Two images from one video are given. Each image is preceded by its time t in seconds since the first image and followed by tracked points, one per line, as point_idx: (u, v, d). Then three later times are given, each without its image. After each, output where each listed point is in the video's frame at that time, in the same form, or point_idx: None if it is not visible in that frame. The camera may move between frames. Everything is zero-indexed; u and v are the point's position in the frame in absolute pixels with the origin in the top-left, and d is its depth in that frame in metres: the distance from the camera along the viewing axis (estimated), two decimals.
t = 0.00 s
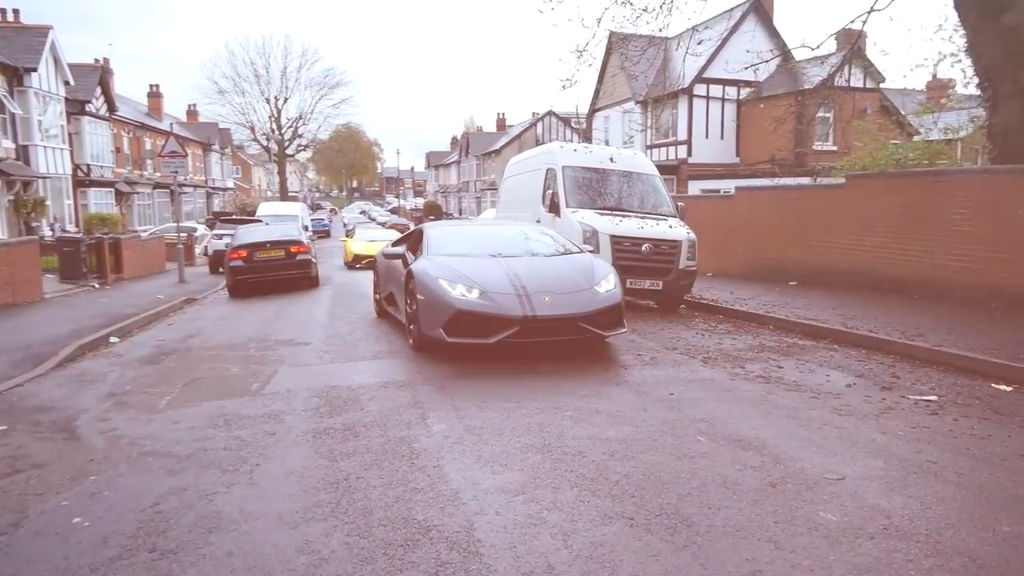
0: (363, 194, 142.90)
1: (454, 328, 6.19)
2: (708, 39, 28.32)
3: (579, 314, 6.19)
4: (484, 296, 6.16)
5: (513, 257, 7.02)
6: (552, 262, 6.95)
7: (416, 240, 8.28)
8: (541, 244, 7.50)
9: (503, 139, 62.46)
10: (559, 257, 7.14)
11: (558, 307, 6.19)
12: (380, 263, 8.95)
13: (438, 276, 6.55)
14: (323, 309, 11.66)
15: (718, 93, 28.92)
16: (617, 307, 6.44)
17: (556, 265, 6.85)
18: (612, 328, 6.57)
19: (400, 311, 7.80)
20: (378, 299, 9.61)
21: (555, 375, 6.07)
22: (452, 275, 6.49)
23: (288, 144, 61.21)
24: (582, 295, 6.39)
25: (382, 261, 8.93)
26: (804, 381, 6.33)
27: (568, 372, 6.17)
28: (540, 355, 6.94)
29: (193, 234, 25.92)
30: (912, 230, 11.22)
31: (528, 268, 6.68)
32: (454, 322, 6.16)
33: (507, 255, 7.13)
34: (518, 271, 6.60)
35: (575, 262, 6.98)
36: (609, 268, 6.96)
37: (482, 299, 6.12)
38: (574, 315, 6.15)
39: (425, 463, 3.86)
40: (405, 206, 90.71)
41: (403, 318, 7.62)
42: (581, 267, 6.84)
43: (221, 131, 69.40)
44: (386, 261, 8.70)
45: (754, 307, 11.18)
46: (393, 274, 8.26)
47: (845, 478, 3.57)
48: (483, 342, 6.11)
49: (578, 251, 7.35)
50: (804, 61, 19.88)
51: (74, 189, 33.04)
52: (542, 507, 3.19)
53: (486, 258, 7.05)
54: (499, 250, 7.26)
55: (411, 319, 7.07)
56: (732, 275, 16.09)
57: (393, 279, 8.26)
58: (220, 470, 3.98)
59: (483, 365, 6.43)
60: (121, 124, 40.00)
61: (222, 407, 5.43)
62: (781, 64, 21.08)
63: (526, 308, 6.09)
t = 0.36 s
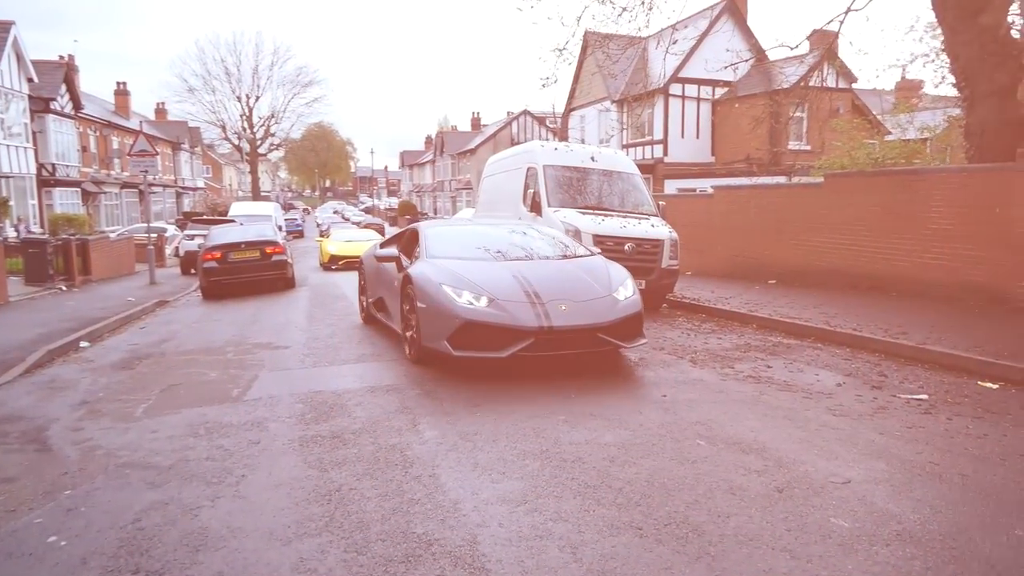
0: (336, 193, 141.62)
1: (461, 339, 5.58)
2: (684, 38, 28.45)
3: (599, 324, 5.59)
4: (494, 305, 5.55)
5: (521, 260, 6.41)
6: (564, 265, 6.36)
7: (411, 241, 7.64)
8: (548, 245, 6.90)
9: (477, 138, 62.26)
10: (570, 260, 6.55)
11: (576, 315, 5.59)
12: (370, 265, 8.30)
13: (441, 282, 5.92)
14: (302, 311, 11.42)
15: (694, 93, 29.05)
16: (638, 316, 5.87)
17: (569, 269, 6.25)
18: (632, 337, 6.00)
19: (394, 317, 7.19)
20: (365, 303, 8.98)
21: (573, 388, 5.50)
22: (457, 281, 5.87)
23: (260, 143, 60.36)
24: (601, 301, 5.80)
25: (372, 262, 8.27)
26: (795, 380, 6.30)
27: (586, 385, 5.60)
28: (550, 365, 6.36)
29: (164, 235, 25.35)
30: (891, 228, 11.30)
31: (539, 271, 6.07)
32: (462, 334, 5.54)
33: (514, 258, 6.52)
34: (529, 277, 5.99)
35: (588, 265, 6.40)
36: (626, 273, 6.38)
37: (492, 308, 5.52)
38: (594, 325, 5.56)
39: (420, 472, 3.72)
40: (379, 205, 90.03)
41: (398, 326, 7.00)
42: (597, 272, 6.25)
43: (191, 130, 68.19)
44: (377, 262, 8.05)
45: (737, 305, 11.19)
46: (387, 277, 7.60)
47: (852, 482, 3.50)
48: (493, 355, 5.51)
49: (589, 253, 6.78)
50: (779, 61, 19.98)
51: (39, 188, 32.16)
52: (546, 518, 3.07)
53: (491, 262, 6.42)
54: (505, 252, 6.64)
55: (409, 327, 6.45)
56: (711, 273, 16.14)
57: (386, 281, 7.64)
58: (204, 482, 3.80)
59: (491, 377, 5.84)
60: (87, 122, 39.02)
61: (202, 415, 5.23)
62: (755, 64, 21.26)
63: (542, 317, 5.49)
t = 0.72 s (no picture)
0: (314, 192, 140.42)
1: (474, 349, 5.10)
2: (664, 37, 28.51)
3: (625, 333, 5.14)
4: (510, 312, 5.08)
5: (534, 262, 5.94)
6: (581, 268, 5.90)
7: (410, 240, 7.13)
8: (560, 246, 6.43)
9: (457, 136, 62.00)
10: (585, 263, 6.08)
11: (599, 324, 5.13)
12: (364, 264, 7.76)
13: (450, 286, 5.44)
14: (284, 311, 11.22)
15: (674, 91, 29.15)
16: (663, 325, 5.43)
17: (587, 272, 5.80)
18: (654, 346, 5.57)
19: (391, 323, 6.69)
20: (355, 305, 8.46)
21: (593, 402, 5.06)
22: (469, 285, 5.40)
23: (237, 140, 59.60)
24: (623, 308, 5.36)
25: (366, 261, 7.74)
26: (786, 379, 6.26)
27: (606, 398, 5.16)
28: (560, 375, 5.91)
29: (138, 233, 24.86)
30: (874, 226, 11.36)
31: (555, 275, 5.61)
32: (475, 343, 5.07)
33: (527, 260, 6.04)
34: (546, 281, 5.51)
35: (605, 268, 5.95)
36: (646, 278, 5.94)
37: (509, 316, 5.05)
38: (618, 334, 5.12)
39: (415, 479, 3.61)
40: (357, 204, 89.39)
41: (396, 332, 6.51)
42: (616, 276, 5.80)
43: (165, 128, 67.12)
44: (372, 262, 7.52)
45: (723, 303, 11.17)
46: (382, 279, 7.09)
47: (857, 484, 3.44)
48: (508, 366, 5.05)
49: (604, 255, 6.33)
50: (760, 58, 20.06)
51: (8, 187, 31.40)
52: (550, 525, 2.97)
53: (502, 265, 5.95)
54: (516, 254, 6.16)
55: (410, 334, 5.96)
56: (693, 271, 16.16)
57: (380, 283, 7.10)
58: (189, 491, 3.64)
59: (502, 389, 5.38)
60: (58, 120, 38.22)
61: (185, 420, 5.06)
62: (734, 63, 21.34)
63: (563, 327, 5.03)
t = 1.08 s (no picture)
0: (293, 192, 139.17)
1: (494, 370, 4.53)
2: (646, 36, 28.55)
3: (662, 350, 4.58)
4: (535, 327, 4.51)
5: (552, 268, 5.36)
6: (606, 274, 5.33)
7: (412, 242, 6.53)
8: (575, 247, 5.89)
9: (438, 135, 61.74)
10: (608, 269, 5.52)
11: (635, 340, 4.56)
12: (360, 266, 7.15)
13: (465, 297, 4.85)
14: (265, 312, 11.00)
15: (656, 91, 29.20)
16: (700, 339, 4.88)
17: (614, 279, 5.23)
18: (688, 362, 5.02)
19: (392, 332, 6.09)
20: (347, 309, 7.81)
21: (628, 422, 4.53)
22: (486, 296, 4.81)
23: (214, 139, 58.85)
24: (658, 321, 4.79)
25: (363, 264, 7.11)
26: (779, 379, 6.19)
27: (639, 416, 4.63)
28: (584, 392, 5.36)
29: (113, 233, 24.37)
30: (859, 224, 11.38)
31: (580, 283, 5.03)
32: (496, 364, 4.50)
33: (530, 261, 5.54)
34: (572, 291, 4.93)
35: (633, 274, 5.38)
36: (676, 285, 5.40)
37: (535, 332, 4.48)
38: (655, 351, 4.56)
39: (409, 487, 3.48)
40: (337, 203, 88.72)
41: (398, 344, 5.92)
42: (646, 284, 5.23)
43: (140, 127, 66.10)
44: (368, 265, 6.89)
45: (709, 302, 11.14)
46: (376, 283, 6.53)
47: (864, 488, 3.36)
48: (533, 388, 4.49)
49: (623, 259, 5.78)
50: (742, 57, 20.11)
51: None
52: (554, 536, 2.86)
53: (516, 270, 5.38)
54: (516, 251, 5.67)
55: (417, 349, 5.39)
56: (678, 270, 16.12)
57: (378, 289, 6.49)
58: (171, 503, 3.48)
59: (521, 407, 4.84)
60: (30, 118, 37.44)
61: (165, 427, 4.87)
62: (715, 63, 21.38)
63: (595, 343, 4.46)
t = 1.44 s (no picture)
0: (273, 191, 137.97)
1: (527, 389, 3.95)
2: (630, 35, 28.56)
3: (714, 366, 4.01)
4: (572, 340, 3.93)
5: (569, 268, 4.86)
6: (642, 279, 4.75)
7: (420, 243, 5.92)
8: (583, 243, 5.44)
9: (421, 134, 61.47)
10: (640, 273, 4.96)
11: (684, 354, 3.99)
12: (361, 268, 6.59)
13: (491, 305, 4.25)
14: (248, 314, 10.82)
15: (640, 90, 29.23)
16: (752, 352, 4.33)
17: (653, 285, 4.65)
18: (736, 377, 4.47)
19: (400, 341, 5.51)
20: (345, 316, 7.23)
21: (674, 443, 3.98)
22: (515, 304, 4.22)
23: (194, 138, 58.12)
24: (708, 331, 4.22)
25: (365, 267, 6.50)
26: (775, 379, 6.12)
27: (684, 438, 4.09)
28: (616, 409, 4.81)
29: (91, 234, 23.92)
30: (846, 223, 11.39)
31: (616, 290, 4.46)
32: (528, 383, 3.92)
33: (527, 254, 5.11)
34: (610, 299, 4.34)
35: (670, 279, 4.82)
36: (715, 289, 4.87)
37: (572, 346, 3.89)
38: (706, 366, 3.99)
39: (407, 496, 3.36)
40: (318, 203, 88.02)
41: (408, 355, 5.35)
42: (687, 291, 4.66)
43: (117, 125, 65.15)
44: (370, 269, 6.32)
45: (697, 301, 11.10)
46: (378, 287, 5.99)
47: (872, 492, 3.29)
48: (569, 410, 3.91)
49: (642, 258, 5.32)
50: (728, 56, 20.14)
51: None
52: (560, 547, 2.76)
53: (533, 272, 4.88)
54: (514, 246, 5.24)
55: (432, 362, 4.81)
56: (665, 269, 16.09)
57: (381, 293, 5.92)
58: (157, 515, 3.33)
59: (553, 428, 4.26)
60: (5, 115, 36.73)
61: (148, 434, 4.71)
62: (700, 62, 21.40)
63: (640, 359, 3.88)
